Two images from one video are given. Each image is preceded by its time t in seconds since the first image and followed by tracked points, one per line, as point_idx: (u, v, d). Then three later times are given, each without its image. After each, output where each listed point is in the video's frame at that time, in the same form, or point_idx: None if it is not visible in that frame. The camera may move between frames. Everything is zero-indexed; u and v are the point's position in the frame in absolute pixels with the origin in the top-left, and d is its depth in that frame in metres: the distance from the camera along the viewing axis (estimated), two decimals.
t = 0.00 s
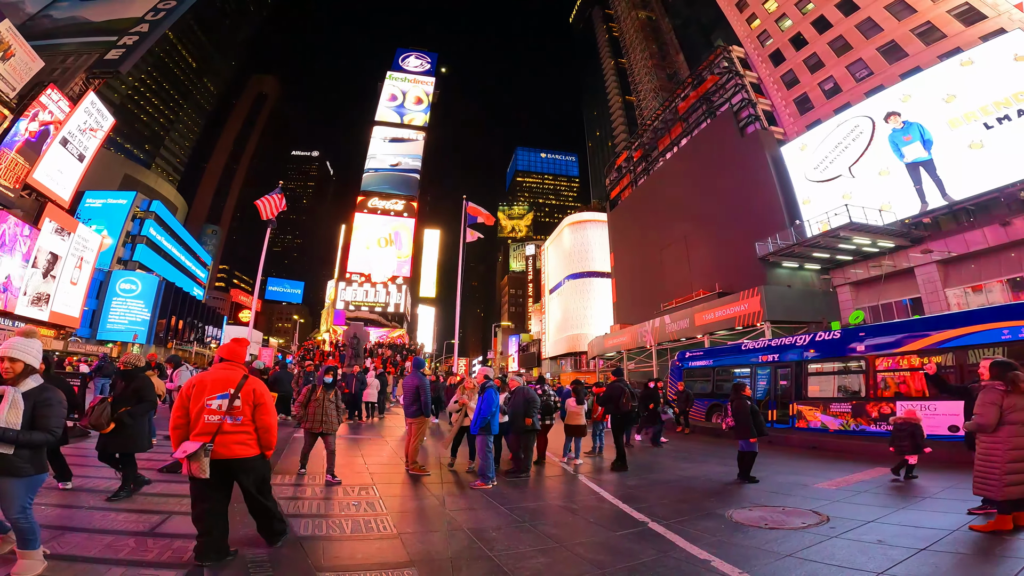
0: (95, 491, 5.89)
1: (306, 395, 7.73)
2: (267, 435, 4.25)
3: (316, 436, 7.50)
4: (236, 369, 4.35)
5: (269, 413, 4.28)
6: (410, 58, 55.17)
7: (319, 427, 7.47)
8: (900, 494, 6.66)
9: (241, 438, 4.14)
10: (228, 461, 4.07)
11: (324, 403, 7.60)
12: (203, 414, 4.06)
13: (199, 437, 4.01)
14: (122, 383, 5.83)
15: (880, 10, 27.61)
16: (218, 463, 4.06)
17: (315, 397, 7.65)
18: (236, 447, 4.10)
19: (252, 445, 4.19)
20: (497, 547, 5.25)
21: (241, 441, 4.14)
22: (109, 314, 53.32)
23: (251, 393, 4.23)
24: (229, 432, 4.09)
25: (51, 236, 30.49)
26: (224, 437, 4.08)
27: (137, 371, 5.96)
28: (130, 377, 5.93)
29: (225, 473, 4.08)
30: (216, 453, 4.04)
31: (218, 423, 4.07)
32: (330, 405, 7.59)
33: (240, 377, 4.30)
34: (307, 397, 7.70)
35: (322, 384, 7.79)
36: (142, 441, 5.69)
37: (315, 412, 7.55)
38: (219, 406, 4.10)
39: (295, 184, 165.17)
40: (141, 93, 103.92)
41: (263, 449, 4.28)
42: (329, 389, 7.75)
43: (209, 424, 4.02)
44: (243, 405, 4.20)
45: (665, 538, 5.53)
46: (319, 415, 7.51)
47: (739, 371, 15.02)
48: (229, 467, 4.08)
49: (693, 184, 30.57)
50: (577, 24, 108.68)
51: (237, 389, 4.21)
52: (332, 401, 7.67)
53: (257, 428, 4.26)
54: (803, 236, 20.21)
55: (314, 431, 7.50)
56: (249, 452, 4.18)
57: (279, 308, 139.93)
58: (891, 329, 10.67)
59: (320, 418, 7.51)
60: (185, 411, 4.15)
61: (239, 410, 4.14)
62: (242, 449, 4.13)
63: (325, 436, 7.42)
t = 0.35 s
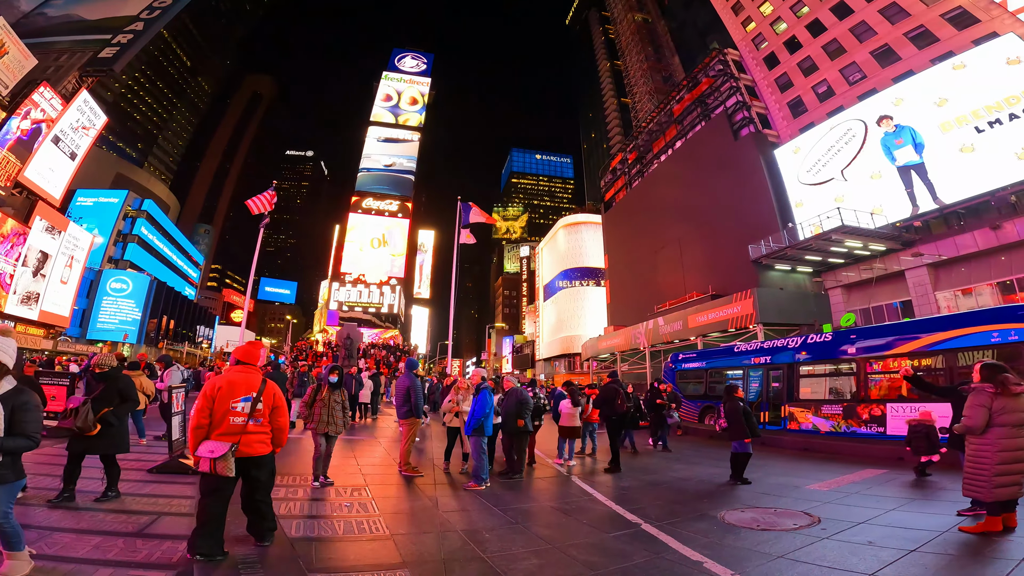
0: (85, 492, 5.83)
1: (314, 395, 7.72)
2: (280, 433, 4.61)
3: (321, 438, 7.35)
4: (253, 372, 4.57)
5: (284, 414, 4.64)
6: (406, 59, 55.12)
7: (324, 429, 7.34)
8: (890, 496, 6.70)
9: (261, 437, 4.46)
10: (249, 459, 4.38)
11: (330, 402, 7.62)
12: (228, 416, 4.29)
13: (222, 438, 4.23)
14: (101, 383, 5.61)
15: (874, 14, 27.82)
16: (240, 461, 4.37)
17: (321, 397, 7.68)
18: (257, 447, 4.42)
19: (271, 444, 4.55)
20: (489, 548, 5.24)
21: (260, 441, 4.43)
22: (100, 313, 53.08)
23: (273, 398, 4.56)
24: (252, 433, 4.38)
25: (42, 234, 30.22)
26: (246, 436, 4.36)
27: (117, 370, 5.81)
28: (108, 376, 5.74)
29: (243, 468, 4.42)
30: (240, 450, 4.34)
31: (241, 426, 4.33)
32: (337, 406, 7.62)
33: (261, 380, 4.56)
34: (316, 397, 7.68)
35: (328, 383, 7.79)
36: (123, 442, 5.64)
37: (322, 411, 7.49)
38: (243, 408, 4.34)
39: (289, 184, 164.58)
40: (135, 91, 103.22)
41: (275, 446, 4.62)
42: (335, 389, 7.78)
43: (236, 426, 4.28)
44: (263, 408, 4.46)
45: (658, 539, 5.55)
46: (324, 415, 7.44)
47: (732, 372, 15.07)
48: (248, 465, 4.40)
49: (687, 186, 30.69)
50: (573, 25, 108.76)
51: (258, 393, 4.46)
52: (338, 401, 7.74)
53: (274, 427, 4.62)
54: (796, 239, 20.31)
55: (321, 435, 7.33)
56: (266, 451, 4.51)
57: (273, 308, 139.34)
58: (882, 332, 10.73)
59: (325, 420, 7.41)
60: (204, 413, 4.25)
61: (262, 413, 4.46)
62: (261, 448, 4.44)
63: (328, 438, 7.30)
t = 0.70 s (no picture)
0: (74, 491, 5.80)
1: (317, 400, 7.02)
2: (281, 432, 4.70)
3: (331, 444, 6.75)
4: (261, 370, 4.79)
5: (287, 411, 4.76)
6: (404, 58, 55.11)
7: (334, 436, 6.72)
8: (880, 498, 6.73)
9: (264, 433, 4.58)
10: (251, 454, 4.48)
11: (335, 407, 6.95)
12: (233, 411, 4.46)
13: (226, 433, 4.40)
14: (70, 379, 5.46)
15: (871, 18, 28.02)
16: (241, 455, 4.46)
17: (326, 402, 6.98)
18: (260, 442, 4.53)
19: (274, 441, 4.65)
20: (483, 549, 5.23)
21: (261, 437, 4.54)
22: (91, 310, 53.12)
23: (277, 395, 4.72)
24: (256, 428, 4.53)
25: (33, 230, 29.99)
26: (249, 432, 4.50)
27: (86, 366, 5.64)
28: (78, 374, 5.57)
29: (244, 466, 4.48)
30: (243, 446, 4.45)
31: (246, 421, 4.49)
32: (343, 410, 6.95)
33: (266, 379, 4.77)
34: (319, 402, 7.00)
35: (332, 386, 7.11)
36: (94, 442, 5.44)
37: (329, 416, 6.83)
38: (248, 405, 4.52)
39: (285, 183, 164.08)
40: (130, 88, 102.46)
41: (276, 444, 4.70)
42: (338, 392, 7.12)
43: (240, 420, 4.44)
44: (267, 405, 4.63)
45: (651, 540, 5.55)
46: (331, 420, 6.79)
47: (725, 375, 15.13)
48: (249, 460, 4.49)
49: (683, 189, 30.77)
50: (572, 27, 108.68)
51: (263, 391, 4.66)
52: (343, 405, 7.05)
53: (278, 425, 4.73)
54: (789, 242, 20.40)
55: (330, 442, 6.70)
56: (269, 446, 4.60)
57: (266, 307, 138.87)
58: (875, 335, 10.81)
59: (334, 427, 6.75)
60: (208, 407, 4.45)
61: (266, 410, 4.61)
62: (262, 444, 4.53)
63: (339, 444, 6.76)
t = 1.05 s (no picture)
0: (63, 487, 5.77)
1: (319, 398, 6.74)
2: (270, 427, 4.73)
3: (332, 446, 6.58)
4: (248, 367, 4.83)
5: (275, 407, 4.77)
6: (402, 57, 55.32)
7: (337, 438, 6.56)
8: (870, 502, 6.75)
9: (251, 429, 4.61)
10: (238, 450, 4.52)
11: (341, 408, 6.74)
12: (220, 407, 4.51)
13: (213, 429, 4.45)
14: (43, 374, 5.36)
15: (870, 23, 28.14)
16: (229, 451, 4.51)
17: (330, 402, 6.73)
18: (247, 439, 4.57)
19: (262, 438, 4.69)
20: (474, 549, 5.24)
21: (249, 433, 4.59)
22: (82, 306, 52.78)
23: (265, 392, 4.74)
24: (243, 424, 4.56)
25: (26, 225, 29.80)
26: (236, 427, 4.55)
27: (61, 360, 5.52)
28: (53, 370, 5.44)
29: (234, 463, 4.55)
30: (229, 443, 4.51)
31: (233, 416, 4.54)
32: (348, 410, 6.76)
33: (254, 375, 4.80)
34: (329, 404, 6.69)
35: (336, 385, 6.89)
36: (64, 440, 5.34)
37: (333, 415, 6.65)
38: (235, 401, 4.58)
39: (283, 180, 163.79)
40: (128, 84, 102.02)
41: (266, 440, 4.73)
42: (343, 392, 6.90)
43: (227, 416, 4.49)
44: (255, 401, 4.68)
45: (643, 542, 5.55)
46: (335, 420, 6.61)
47: (718, 378, 15.16)
48: (236, 457, 4.55)
49: (679, 192, 30.83)
50: (572, 29, 108.75)
51: (251, 387, 4.71)
52: (349, 405, 6.86)
53: (266, 423, 4.75)
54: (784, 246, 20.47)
55: (330, 443, 6.55)
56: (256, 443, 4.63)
57: (261, 304, 138.57)
58: (867, 340, 10.85)
59: (337, 428, 6.58)
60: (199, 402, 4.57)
61: (254, 406, 4.64)
62: (250, 440, 4.58)
63: (346, 446, 6.54)
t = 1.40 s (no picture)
0: (50, 488, 5.71)
1: (328, 400, 6.44)
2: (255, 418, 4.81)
3: (339, 452, 6.28)
4: (228, 363, 5.00)
5: (254, 398, 4.81)
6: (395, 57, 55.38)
7: (343, 444, 6.22)
8: (860, 501, 6.81)
9: (232, 423, 4.75)
10: (221, 443, 4.67)
11: (351, 412, 6.40)
12: (198, 403, 4.69)
13: (196, 423, 4.66)
14: (24, 374, 5.31)
15: (864, 25, 28.31)
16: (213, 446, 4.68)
17: (339, 406, 6.40)
18: (228, 431, 4.70)
19: (243, 430, 4.78)
20: (468, 549, 5.24)
21: (229, 426, 4.73)
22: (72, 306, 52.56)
23: (239, 384, 4.83)
24: (221, 418, 4.70)
25: (16, 224, 29.46)
26: (216, 420, 4.71)
27: (42, 360, 5.47)
28: (34, 369, 5.40)
29: (224, 456, 4.73)
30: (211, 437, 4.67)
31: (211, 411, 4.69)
32: (358, 416, 6.42)
33: (233, 368, 4.95)
34: (340, 408, 6.37)
35: (348, 388, 6.54)
36: (46, 442, 5.26)
37: (341, 420, 6.32)
38: (213, 396, 4.75)
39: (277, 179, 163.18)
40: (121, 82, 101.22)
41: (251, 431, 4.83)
42: (356, 398, 6.49)
43: (204, 411, 4.64)
44: (232, 395, 4.80)
45: (637, 542, 5.58)
46: (342, 426, 6.27)
47: (711, 378, 15.21)
48: (222, 450, 4.71)
49: (673, 192, 30.95)
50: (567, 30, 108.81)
51: (227, 380, 4.85)
52: (360, 410, 6.51)
53: (246, 416, 4.85)
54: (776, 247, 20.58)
55: (336, 449, 6.24)
56: (238, 435, 4.74)
57: (255, 303, 138.01)
58: (858, 340, 10.92)
59: (344, 433, 6.26)
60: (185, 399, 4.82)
61: (230, 399, 4.76)
62: (231, 432, 4.71)
63: (352, 454, 6.20)
